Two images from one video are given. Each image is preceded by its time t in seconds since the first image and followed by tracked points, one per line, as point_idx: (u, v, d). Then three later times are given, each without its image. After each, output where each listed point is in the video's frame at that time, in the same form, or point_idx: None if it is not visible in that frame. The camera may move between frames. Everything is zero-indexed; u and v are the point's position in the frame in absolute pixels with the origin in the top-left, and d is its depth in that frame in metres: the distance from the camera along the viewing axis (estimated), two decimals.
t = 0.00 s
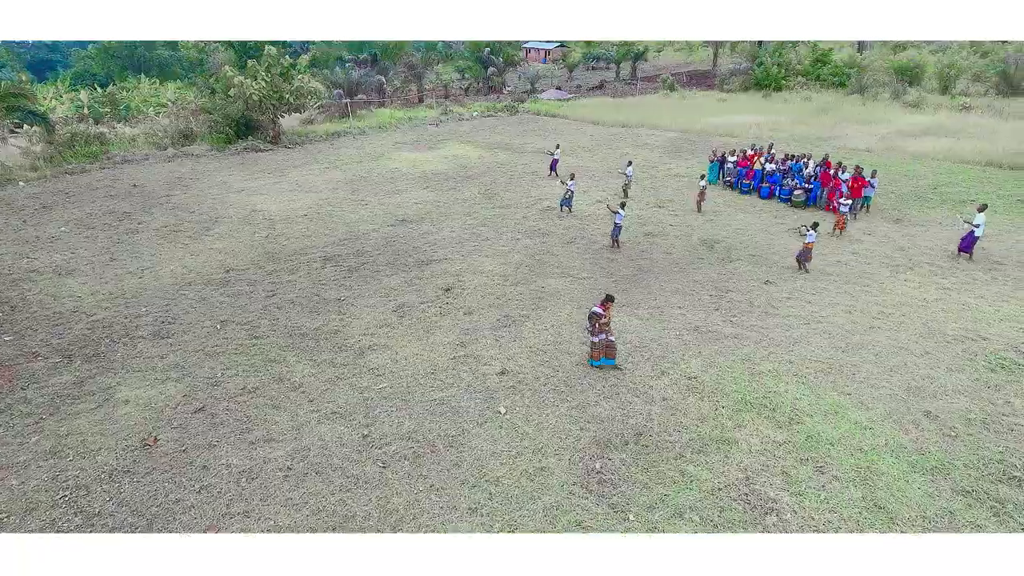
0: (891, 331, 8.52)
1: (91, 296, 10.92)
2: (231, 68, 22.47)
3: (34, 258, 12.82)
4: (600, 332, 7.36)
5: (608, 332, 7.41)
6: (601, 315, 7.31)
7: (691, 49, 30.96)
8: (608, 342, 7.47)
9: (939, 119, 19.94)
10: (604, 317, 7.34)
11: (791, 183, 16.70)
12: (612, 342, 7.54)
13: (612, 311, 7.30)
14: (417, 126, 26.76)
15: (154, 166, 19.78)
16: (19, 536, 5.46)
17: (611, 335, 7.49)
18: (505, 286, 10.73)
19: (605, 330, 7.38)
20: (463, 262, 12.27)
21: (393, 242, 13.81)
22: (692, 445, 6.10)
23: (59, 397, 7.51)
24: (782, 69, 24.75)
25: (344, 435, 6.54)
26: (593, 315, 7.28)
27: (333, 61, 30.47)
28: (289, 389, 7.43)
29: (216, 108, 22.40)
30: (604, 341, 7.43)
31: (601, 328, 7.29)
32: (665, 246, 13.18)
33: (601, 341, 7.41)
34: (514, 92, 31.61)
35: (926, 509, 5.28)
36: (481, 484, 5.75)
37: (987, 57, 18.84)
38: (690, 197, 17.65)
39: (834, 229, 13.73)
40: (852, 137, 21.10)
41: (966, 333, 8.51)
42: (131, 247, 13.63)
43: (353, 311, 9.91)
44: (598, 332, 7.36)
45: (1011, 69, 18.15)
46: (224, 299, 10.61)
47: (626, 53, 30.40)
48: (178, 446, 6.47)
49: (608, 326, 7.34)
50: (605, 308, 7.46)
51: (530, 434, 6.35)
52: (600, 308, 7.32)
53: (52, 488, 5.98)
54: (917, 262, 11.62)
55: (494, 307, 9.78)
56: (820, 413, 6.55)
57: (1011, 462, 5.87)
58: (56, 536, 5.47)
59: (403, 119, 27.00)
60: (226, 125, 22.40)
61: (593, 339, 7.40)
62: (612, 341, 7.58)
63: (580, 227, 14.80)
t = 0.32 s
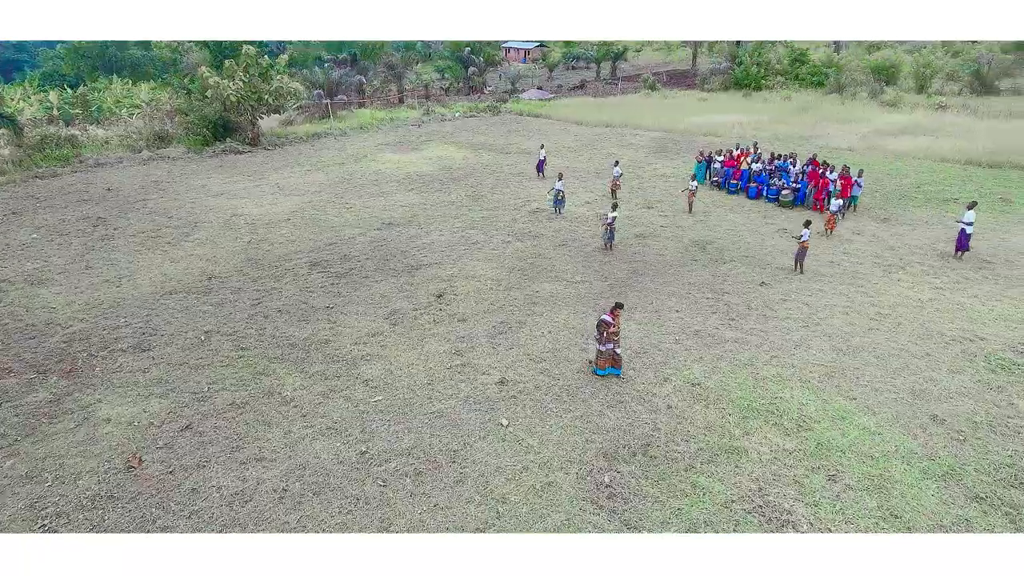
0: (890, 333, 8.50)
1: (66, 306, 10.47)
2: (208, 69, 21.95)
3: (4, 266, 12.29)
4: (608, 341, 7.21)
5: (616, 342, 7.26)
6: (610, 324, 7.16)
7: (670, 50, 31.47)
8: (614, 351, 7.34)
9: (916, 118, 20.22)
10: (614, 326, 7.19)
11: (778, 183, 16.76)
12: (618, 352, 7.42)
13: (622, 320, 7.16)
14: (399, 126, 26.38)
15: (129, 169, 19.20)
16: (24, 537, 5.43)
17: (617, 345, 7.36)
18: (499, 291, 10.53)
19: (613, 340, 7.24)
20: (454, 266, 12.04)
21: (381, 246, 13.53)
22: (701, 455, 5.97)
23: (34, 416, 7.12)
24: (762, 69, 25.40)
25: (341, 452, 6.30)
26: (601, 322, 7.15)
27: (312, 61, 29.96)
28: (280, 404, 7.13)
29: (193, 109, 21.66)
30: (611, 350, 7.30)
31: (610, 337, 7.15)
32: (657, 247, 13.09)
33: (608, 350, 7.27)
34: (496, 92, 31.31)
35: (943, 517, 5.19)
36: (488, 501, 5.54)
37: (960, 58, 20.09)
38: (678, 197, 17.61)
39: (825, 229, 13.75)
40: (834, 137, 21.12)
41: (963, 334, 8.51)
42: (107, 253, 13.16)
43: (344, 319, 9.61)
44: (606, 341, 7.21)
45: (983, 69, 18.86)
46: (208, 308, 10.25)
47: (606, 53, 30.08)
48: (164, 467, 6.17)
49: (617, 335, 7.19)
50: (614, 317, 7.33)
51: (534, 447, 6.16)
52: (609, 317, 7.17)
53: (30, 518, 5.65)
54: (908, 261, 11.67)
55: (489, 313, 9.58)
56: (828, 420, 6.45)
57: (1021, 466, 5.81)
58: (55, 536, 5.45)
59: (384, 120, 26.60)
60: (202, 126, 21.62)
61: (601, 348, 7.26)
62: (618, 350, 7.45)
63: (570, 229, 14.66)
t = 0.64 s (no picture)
0: (887, 334, 8.48)
1: (39, 318, 10.04)
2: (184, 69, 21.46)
3: None
4: (616, 347, 7.01)
5: (625, 350, 7.05)
6: (621, 330, 6.98)
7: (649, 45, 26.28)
8: (622, 359, 7.12)
9: (895, 116, 19.29)
10: (624, 333, 7.00)
11: (765, 183, 16.80)
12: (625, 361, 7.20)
13: (634, 327, 6.97)
14: (381, 127, 25.99)
15: (103, 173, 18.66)
16: (21, 535, 5.53)
17: (626, 353, 7.14)
18: (491, 296, 10.32)
19: (622, 347, 7.03)
20: (444, 271, 11.80)
21: (368, 251, 13.23)
22: (708, 464, 5.87)
23: (9, 436, 6.77)
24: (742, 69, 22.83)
25: (336, 469, 6.10)
26: (611, 328, 6.98)
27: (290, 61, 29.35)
28: (271, 419, 6.86)
29: (169, 110, 21.27)
30: (618, 357, 7.08)
31: (619, 342, 6.95)
32: (649, 249, 12.98)
33: (615, 357, 7.05)
34: (477, 92, 30.99)
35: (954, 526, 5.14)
36: (495, 519, 5.40)
37: (934, 57, 17.54)
38: (666, 198, 17.57)
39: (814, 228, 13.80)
40: (816, 137, 21.44)
41: (959, 334, 8.51)
42: (82, 261, 12.69)
43: (333, 328, 9.33)
44: (614, 347, 7.01)
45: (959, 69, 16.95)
46: (191, 317, 9.91)
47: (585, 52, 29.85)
48: (150, 489, 5.89)
49: (627, 342, 6.99)
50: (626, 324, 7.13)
51: (538, 459, 6.00)
52: (621, 322, 6.99)
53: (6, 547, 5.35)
54: (898, 260, 11.72)
55: (483, 319, 9.37)
56: (834, 425, 6.37)
57: None
58: (55, 537, 5.50)
59: (366, 121, 26.18)
60: (179, 128, 21.31)
61: (608, 353, 7.06)
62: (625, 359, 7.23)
63: (560, 231, 14.51)
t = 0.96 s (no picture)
0: (881, 334, 8.49)
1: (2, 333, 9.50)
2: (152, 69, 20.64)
3: None
4: (617, 351, 6.87)
5: (626, 356, 6.91)
6: (624, 334, 6.83)
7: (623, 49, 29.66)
8: (622, 365, 6.98)
9: (865, 116, 19.75)
10: (627, 338, 6.84)
11: (747, 183, 16.88)
12: (626, 367, 7.07)
13: (637, 333, 6.81)
14: (358, 129, 25.51)
15: (67, 178, 17.91)
16: (22, 536, 5.49)
17: (628, 359, 7.00)
18: (481, 302, 10.08)
19: (623, 351, 6.90)
20: (429, 276, 11.52)
21: (350, 256, 12.88)
22: (715, 474, 5.76)
23: None
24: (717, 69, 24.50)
25: (329, 490, 5.85)
26: (613, 331, 6.80)
27: (261, 62, 28.63)
28: (257, 438, 6.53)
29: (135, 112, 20.42)
30: (618, 362, 6.96)
31: (620, 346, 6.81)
32: (636, 250, 12.87)
33: (615, 361, 6.93)
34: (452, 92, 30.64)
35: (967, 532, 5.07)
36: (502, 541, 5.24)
37: (903, 56, 19.37)
38: (649, 198, 17.53)
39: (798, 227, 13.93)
40: (792, 134, 21.61)
41: (950, 333, 8.55)
42: (47, 271, 12.11)
43: (319, 338, 8.99)
44: (615, 350, 6.90)
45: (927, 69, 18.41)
46: (166, 330, 9.46)
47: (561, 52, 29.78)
48: (129, 519, 5.61)
49: (629, 348, 6.83)
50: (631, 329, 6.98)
51: (541, 474, 5.83)
52: (625, 326, 6.84)
53: None
54: (884, 259, 11.81)
55: (473, 326, 9.14)
56: (837, 429, 6.29)
57: None
58: (55, 537, 5.46)
59: (342, 122, 25.69)
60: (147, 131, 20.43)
61: (609, 356, 6.95)
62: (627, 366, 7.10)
63: (545, 233, 14.32)
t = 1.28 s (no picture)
0: (870, 333, 8.50)
1: None
2: (113, 69, 19.81)
3: None
4: (612, 355, 6.75)
5: (619, 362, 6.74)
6: (620, 339, 6.70)
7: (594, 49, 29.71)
8: (617, 371, 6.80)
9: (835, 114, 20.57)
10: (623, 342, 6.69)
11: (726, 181, 16.93)
12: (622, 375, 6.85)
13: (633, 338, 6.63)
14: (330, 130, 24.95)
15: (23, 184, 17.06)
16: (22, 536, 5.52)
17: (623, 366, 6.80)
18: (466, 308, 9.82)
19: (617, 356, 6.75)
20: (411, 282, 11.20)
21: (328, 262, 12.49)
22: (719, 483, 5.66)
23: None
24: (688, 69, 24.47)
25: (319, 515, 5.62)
26: (609, 335, 6.72)
27: (227, 62, 27.76)
28: (240, 459, 6.24)
29: (96, 114, 19.60)
30: (612, 367, 6.81)
31: (613, 350, 6.68)
32: (620, 251, 12.76)
33: (609, 366, 6.79)
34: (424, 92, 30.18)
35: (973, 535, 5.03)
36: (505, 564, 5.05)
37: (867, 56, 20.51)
38: (629, 199, 17.48)
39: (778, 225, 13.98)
40: (765, 134, 21.73)
41: (937, 330, 8.60)
42: (4, 283, 11.45)
43: (300, 350, 8.62)
44: (611, 354, 6.79)
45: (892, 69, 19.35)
46: (136, 344, 8.98)
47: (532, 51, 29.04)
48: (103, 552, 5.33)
49: (622, 353, 6.67)
50: (630, 335, 6.81)
51: (542, 490, 5.68)
52: (621, 330, 6.73)
53: None
54: (865, 257, 11.92)
55: (460, 333, 8.88)
56: (837, 433, 6.22)
57: None
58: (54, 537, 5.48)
59: (313, 123, 25.08)
60: (109, 133, 19.62)
61: (605, 361, 6.84)
62: (623, 374, 6.88)
63: (528, 235, 14.11)
